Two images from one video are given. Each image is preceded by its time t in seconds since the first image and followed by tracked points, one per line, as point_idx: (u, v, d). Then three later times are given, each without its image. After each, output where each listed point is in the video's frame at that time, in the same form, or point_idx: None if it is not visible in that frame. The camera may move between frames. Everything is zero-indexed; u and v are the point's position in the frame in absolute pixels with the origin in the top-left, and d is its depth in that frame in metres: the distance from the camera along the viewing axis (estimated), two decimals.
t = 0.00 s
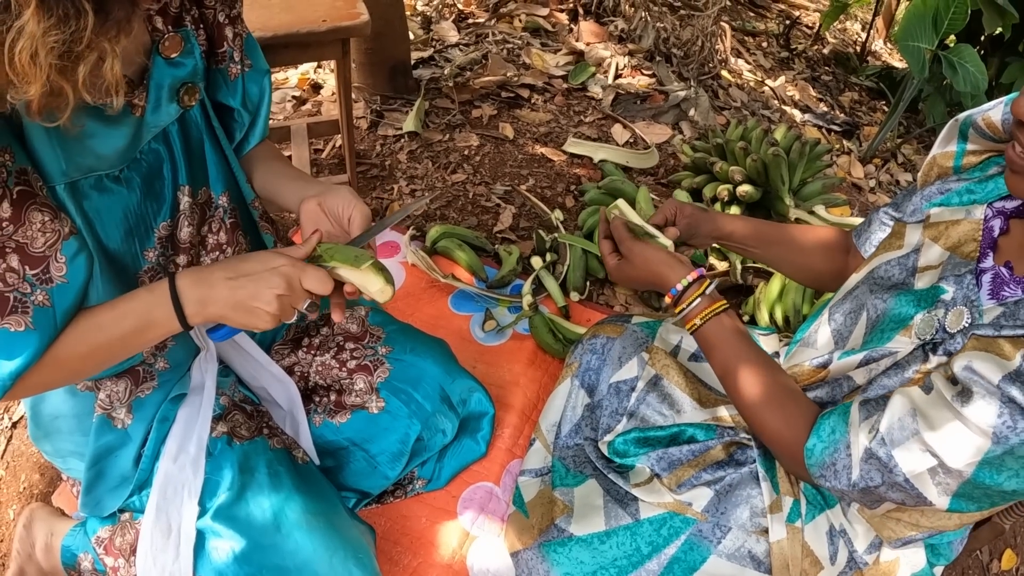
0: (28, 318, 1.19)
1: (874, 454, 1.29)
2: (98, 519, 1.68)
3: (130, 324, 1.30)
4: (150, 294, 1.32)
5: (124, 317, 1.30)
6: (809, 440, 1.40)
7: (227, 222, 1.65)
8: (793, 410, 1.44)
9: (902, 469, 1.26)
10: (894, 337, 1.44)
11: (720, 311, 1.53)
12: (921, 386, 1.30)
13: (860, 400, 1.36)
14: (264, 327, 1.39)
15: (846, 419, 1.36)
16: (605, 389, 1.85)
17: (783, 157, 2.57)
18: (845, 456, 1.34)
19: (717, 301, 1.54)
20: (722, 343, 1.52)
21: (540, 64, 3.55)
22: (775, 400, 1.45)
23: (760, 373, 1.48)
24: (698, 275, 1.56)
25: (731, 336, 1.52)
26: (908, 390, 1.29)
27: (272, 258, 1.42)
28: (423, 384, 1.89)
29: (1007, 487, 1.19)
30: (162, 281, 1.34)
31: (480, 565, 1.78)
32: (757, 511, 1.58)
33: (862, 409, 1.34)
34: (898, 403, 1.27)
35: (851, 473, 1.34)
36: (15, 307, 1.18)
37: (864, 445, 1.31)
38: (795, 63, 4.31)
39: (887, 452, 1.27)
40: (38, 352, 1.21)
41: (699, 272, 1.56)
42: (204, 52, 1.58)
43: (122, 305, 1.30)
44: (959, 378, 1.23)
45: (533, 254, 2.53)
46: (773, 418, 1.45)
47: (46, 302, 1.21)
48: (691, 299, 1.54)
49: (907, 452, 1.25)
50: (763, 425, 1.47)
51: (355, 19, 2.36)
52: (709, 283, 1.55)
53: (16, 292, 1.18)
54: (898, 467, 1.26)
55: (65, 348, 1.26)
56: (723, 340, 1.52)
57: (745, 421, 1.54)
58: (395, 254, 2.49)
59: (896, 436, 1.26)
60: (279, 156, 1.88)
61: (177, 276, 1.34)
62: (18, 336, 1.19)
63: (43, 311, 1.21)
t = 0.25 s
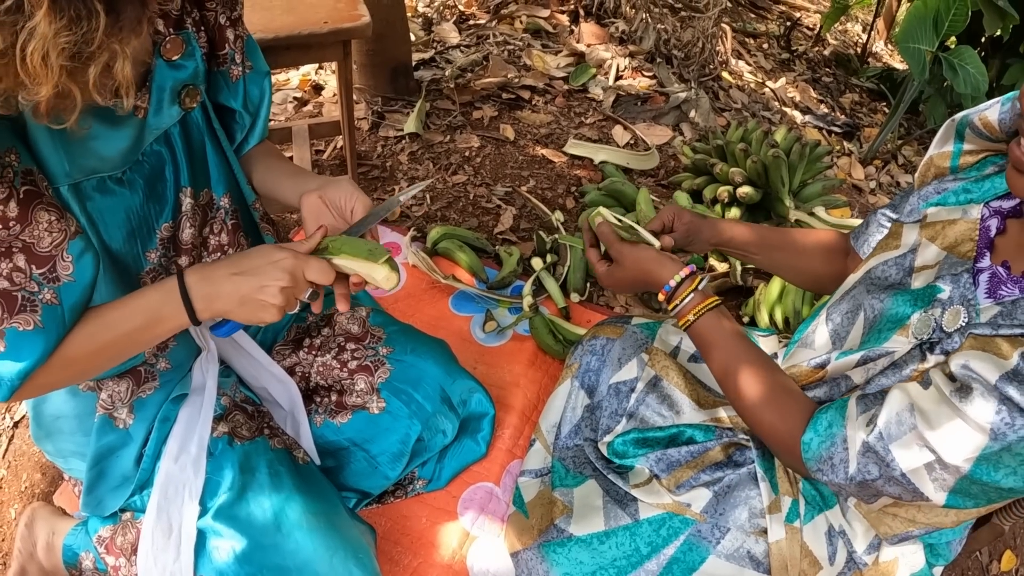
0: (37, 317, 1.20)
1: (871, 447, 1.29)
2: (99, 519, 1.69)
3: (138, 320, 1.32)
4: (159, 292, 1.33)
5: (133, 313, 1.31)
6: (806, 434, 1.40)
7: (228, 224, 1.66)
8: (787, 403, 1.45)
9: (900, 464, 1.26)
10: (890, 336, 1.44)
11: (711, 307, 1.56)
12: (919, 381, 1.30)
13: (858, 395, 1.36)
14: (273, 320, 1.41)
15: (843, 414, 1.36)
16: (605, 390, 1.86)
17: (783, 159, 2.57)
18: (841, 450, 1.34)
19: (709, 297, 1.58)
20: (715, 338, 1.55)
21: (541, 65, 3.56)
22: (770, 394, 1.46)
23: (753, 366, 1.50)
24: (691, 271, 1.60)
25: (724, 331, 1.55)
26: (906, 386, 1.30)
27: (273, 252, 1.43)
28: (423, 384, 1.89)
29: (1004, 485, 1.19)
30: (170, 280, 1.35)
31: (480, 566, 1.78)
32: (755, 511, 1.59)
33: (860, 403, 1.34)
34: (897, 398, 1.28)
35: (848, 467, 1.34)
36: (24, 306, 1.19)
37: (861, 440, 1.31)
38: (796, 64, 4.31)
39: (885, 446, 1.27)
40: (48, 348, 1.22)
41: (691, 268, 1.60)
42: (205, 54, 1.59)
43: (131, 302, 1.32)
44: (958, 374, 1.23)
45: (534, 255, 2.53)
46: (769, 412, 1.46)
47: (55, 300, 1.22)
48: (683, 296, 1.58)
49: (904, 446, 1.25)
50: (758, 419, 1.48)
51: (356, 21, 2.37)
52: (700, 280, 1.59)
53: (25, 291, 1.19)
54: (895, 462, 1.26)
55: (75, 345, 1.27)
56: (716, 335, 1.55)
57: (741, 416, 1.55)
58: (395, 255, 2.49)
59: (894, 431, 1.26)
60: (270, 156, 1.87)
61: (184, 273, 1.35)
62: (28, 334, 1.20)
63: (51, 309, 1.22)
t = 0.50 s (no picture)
0: (63, 311, 1.24)
1: (870, 457, 1.30)
2: (101, 517, 1.70)
3: (168, 312, 1.35)
4: (184, 287, 1.36)
5: (163, 307, 1.35)
6: (805, 444, 1.41)
7: (231, 223, 1.67)
8: (785, 413, 1.47)
9: (899, 473, 1.27)
10: (889, 340, 1.45)
11: (710, 317, 1.55)
12: (916, 388, 1.31)
13: (856, 404, 1.37)
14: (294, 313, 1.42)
15: (841, 423, 1.37)
16: (606, 390, 1.87)
17: (784, 159, 2.58)
18: (841, 459, 1.35)
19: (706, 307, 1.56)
20: (713, 348, 1.55)
21: (542, 67, 3.57)
22: (767, 403, 1.48)
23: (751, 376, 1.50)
24: (686, 283, 1.58)
25: (721, 341, 1.55)
26: (903, 394, 1.30)
27: (290, 246, 1.45)
28: (424, 384, 1.89)
29: (1005, 489, 1.21)
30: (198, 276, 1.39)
31: (482, 565, 1.79)
32: (755, 511, 1.60)
33: (858, 412, 1.35)
34: (894, 407, 1.28)
35: (847, 476, 1.35)
36: (50, 302, 1.22)
37: (860, 449, 1.32)
38: (797, 66, 4.32)
39: (884, 455, 1.28)
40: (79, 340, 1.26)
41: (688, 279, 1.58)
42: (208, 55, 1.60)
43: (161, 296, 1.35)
44: (955, 380, 1.24)
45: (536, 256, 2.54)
46: (766, 421, 1.48)
47: (79, 293, 1.25)
48: (680, 306, 1.57)
49: (903, 455, 1.26)
50: (755, 428, 1.50)
51: (359, 22, 2.38)
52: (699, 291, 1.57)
53: (50, 287, 1.22)
54: (895, 471, 1.27)
55: (105, 337, 1.30)
56: (713, 346, 1.55)
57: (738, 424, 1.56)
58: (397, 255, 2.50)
59: (893, 440, 1.27)
60: (272, 158, 1.88)
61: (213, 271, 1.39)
62: (58, 328, 1.24)
63: (77, 303, 1.25)
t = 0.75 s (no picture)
0: (64, 314, 1.28)
1: (876, 490, 1.32)
2: (105, 514, 1.71)
3: (158, 304, 1.39)
4: (173, 280, 1.41)
5: (153, 299, 1.39)
6: (810, 479, 1.42)
7: (237, 220, 1.69)
8: (790, 444, 1.46)
9: (907, 500, 1.30)
10: (886, 348, 1.46)
11: (710, 356, 1.52)
12: (915, 413, 1.33)
13: (856, 433, 1.39)
14: (274, 295, 1.46)
15: (843, 453, 1.38)
16: (609, 388, 1.88)
17: (786, 160, 2.59)
18: (848, 491, 1.37)
19: (704, 346, 1.53)
20: (713, 387, 1.51)
21: (545, 68, 3.60)
22: (773, 438, 1.46)
23: (753, 412, 1.48)
24: (684, 321, 1.56)
25: (720, 378, 1.52)
26: (902, 420, 1.33)
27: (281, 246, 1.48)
28: (428, 382, 1.90)
29: (1011, 504, 1.23)
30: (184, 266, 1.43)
31: (485, 564, 1.80)
32: (759, 511, 1.60)
33: (859, 442, 1.37)
34: (895, 438, 1.31)
35: (855, 508, 1.37)
36: (51, 305, 1.27)
37: (865, 481, 1.34)
38: (798, 67, 4.33)
39: (889, 485, 1.31)
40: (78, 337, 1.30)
41: (685, 318, 1.57)
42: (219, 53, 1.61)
43: (150, 287, 1.39)
44: (953, 401, 1.27)
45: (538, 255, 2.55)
46: (773, 455, 1.46)
47: (79, 298, 1.29)
48: (678, 347, 1.54)
49: (908, 484, 1.29)
50: (762, 463, 1.47)
51: (363, 22, 2.39)
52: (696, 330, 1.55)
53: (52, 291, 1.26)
54: (902, 500, 1.30)
55: (101, 333, 1.35)
56: (716, 385, 1.51)
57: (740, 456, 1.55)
58: (400, 255, 2.51)
59: (896, 470, 1.30)
60: (282, 157, 1.92)
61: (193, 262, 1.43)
62: (57, 328, 1.28)
63: (77, 306, 1.29)
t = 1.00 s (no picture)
0: (49, 325, 1.30)
1: (867, 497, 1.33)
2: (108, 513, 1.73)
3: (141, 322, 1.42)
4: (158, 301, 1.43)
5: (136, 318, 1.41)
6: (804, 485, 1.42)
7: (242, 223, 1.71)
8: (784, 452, 1.46)
9: (898, 506, 1.31)
10: (878, 350, 1.47)
11: (703, 366, 1.52)
12: (905, 419, 1.34)
13: (847, 440, 1.39)
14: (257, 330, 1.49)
15: (836, 461, 1.39)
16: (609, 389, 1.89)
17: (786, 162, 2.60)
18: (840, 498, 1.37)
19: (699, 356, 1.53)
20: (708, 398, 1.51)
21: (546, 71, 3.61)
22: (768, 447, 1.46)
23: (748, 422, 1.48)
24: (678, 334, 1.53)
25: (715, 388, 1.51)
26: (892, 426, 1.33)
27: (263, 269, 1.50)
28: (429, 383, 1.90)
29: (1001, 508, 1.24)
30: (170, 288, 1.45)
31: (486, 564, 1.81)
32: (757, 512, 1.62)
33: (850, 449, 1.37)
34: (885, 445, 1.31)
35: (848, 515, 1.37)
36: (36, 314, 1.28)
37: (856, 488, 1.35)
38: (799, 70, 4.35)
39: (880, 492, 1.32)
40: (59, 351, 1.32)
41: (679, 330, 1.54)
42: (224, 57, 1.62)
43: (134, 304, 1.42)
44: (942, 407, 1.27)
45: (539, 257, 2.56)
46: (767, 463, 1.46)
47: (64, 310, 1.31)
48: (673, 358, 1.52)
49: (899, 490, 1.30)
50: (758, 471, 1.48)
51: (366, 26, 2.39)
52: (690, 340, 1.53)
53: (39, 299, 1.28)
54: (893, 506, 1.31)
55: (83, 347, 1.37)
56: (710, 394, 1.51)
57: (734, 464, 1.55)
58: (401, 257, 2.51)
59: (887, 476, 1.30)
60: (291, 157, 1.94)
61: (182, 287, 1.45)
62: (38, 339, 1.30)
63: (61, 319, 1.31)
